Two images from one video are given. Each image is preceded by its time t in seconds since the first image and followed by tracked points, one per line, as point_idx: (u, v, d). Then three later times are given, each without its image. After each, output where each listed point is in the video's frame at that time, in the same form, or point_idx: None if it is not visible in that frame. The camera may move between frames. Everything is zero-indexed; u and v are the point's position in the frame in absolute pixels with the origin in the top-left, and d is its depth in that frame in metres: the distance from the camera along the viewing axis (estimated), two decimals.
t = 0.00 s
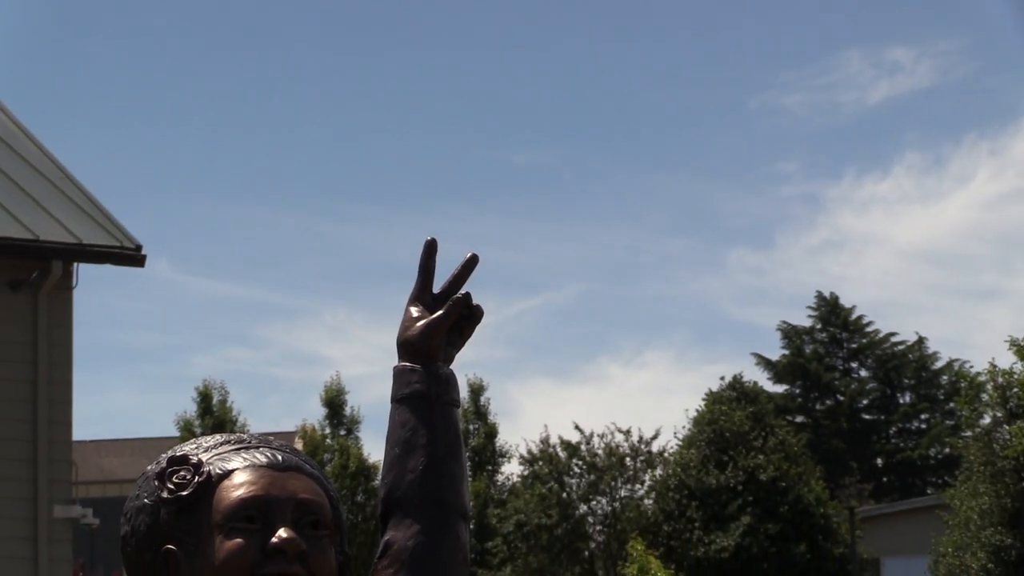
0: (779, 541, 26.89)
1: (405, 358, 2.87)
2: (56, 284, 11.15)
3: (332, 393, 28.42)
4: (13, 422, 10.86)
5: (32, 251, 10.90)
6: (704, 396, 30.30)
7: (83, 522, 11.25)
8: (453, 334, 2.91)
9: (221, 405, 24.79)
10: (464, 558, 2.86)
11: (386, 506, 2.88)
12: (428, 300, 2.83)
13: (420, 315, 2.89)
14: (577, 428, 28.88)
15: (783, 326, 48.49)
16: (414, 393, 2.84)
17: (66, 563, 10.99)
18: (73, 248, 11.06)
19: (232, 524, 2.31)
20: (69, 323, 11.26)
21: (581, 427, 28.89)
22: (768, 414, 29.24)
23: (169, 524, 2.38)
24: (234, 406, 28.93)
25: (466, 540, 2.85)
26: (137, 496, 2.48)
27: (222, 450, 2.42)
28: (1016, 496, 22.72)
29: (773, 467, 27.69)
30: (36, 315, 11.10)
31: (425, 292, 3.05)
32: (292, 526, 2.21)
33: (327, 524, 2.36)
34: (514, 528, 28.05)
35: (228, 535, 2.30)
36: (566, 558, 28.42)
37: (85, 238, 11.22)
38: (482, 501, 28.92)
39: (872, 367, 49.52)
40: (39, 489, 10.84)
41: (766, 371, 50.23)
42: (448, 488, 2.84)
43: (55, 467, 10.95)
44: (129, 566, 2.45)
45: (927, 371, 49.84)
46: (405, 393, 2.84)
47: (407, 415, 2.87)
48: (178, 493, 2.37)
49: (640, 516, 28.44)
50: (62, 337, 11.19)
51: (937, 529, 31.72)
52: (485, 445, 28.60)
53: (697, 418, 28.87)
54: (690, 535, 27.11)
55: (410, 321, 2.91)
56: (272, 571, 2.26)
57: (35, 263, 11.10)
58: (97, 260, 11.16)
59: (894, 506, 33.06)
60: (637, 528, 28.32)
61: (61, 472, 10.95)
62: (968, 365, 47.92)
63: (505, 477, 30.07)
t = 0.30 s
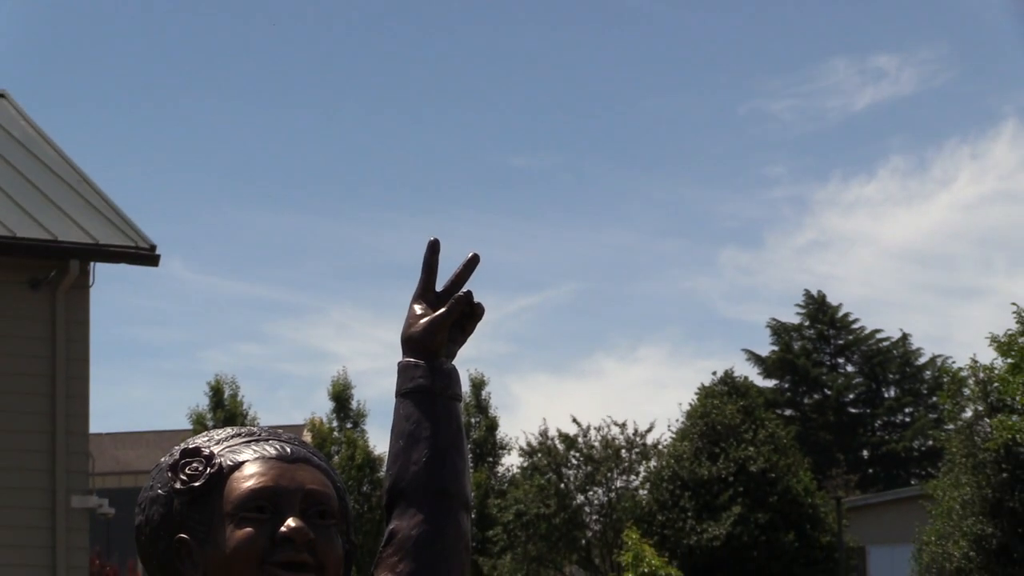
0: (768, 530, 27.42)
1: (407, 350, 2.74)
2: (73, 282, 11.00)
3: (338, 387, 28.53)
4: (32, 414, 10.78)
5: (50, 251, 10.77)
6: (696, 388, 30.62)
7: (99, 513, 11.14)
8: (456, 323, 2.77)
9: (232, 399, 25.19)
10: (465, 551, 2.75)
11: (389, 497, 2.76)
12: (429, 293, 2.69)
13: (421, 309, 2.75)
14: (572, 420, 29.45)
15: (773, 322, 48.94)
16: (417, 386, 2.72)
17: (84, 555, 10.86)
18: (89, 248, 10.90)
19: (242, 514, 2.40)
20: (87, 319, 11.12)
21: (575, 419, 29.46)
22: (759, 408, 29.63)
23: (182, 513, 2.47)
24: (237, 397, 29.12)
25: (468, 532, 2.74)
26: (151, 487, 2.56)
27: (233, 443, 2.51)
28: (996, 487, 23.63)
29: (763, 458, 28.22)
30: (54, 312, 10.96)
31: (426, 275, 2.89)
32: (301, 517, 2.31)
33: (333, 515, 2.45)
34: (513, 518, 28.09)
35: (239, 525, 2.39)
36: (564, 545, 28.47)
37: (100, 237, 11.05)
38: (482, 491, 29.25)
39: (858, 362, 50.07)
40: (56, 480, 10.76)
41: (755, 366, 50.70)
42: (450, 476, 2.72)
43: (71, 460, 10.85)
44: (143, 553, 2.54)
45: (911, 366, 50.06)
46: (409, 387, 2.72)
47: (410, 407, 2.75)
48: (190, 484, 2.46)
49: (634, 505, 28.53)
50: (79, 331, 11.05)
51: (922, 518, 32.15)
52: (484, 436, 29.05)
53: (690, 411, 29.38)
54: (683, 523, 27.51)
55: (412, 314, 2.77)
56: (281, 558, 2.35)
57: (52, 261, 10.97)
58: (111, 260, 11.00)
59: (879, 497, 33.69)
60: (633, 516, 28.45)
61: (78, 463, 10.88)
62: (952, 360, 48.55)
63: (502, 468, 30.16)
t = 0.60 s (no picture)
0: (758, 518, 28.27)
1: (410, 347, 2.79)
2: (89, 281, 10.95)
3: (344, 381, 28.61)
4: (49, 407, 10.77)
5: (64, 251, 10.78)
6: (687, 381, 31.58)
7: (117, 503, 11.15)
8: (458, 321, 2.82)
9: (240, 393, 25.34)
10: (467, 538, 2.80)
11: (393, 487, 2.82)
12: (431, 290, 2.74)
13: (424, 306, 2.79)
14: (571, 414, 30.06)
15: (763, 318, 49.40)
16: (419, 381, 2.77)
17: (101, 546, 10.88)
18: (105, 248, 10.88)
19: (251, 503, 2.49)
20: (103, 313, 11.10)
21: (574, 414, 30.06)
22: (749, 401, 30.55)
23: (193, 502, 2.56)
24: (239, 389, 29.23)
25: (469, 521, 2.79)
26: (163, 478, 2.66)
27: (243, 435, 2.60)
28: (978, 477, 23.37)
29: (752, 450, 29.01)
30: (70, 310, 10.92)
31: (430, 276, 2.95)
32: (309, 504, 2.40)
33: (339, 504, 2.55)
34: (512, 507, 28.42)
35: (248, 514, 2.49)
36: (561, 534, 28.71)
37: (116, 238, 11.04)
38: (480, 480, 29.40)
39: (845, 357, 50.61)
40: (72, 469, 10.76)
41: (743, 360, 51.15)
42: (451, 467, 2.78)
43: (87, 453, 10.83)
44: (156, 543, 2.63)
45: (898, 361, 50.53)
46: (411, 381, 2.77)
47: (413, 402, 2.81)
48: (201, 475, 2.55)
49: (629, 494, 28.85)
50: (96, 328, 11.00)
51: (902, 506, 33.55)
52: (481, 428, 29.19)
53: (683, 404, 30.06)
54: (676, 513, 28.08)
55: (415, 313, 2.82)
56: (289, 546, 2.45)
57: (68, 260, 10.93)
58: (127, 260, 10.98)
59: (865, 487, 34.23)
60: (628, 505, 28.65)
61: (94, 454, 10.86)
62: (935, 354, 48.99)
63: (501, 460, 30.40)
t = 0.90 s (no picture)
0: (748, 507, 29.53)
1: (412, 341, 2.69)
2: (104, 278, 12.08)
3: (351, 374, 28.71)
4: (68, 402, 11.88)
5: (82, 250, 11.84)
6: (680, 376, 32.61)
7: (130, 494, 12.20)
8: (460, 315, 2.75)
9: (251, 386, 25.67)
10: (469, 531, 2.70)
11: (396, 480, 2.72)
12: (436, 283, 2.67)
13: (426, 302, 2.71)
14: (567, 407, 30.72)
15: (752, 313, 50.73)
16: (421, 372, 2.67)
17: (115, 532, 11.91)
18: (119, 247, 11.93)
19: (260, 493, 2.58)
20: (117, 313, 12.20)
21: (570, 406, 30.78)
22: (739, 394, 31.96)
23: (204, 492, 2.66)
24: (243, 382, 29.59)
25: (471, 513, 2.70)
26: (175, 469, 2.75)
27: (252, 427, 2.70)
28: (960, 468, 25.66)
29: (742, 442, 30.39)
30: (85, 309, 12.04)
31: (427, 272, 2.87)
32: (316, 495, 2.50)
33: (346, 495, 2.64)
34: (511, 496, 28.55)
35: (257, 502, 2.58)
36: (560, 523, 29.08)
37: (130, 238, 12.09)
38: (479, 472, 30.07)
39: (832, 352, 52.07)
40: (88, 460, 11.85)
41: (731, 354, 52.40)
42: (454, 459, 2.69)
43: (102, 442, 11.93)
44: (168, 531, 2.73)
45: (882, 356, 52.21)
46: (414, 375, 2.68)
47: (415, 396, 2.71)
48: (212, 466, 2.65)
49: (624, 484, 29.80)
50: (109, 326, 12.12)
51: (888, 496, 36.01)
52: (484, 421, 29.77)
53: (676, 399, 31.47)
54: (670, 502, 29.44)
55: (417, 308, 2.74)
56: (298, 534, 2.54)
57: (84, 260, 12.02)
58: (139, 257, 12.00)
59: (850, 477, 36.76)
60: (626, 494, 29.72)
61: (109, 446, 11.95)
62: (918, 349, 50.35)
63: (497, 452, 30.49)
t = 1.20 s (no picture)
0: (738, 496, 29.77)
1: (412, 337, 2.76)
2: (117, 277, 12.30)
3: (355, 368, 28.87)
4: (82, 394, 12.14)
5: (96, 250, 12.07)
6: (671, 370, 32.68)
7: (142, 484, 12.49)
8: (459, 313, 2.82)
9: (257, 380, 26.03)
10: (470, 521, 2.76)
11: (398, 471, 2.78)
12: (437, 282, 2.75)
13: (428, 298, 2.79)
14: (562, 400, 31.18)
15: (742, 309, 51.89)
16: (422, 366, 2.74)
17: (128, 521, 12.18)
18: (131, 247, 12.13)
19: (268, 483, 2.68)
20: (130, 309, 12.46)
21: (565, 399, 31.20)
22: (729, 386, 31.94)
23: (214, 483, 2.75)
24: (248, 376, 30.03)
25: (471, 503, 2.75)
26: (186, 461, 2.85)
27: (259, 420, 2.79)
28: (943, 458, 26.58)
29: (733, 433, 30.60)
30: (100, 305, 12.26)
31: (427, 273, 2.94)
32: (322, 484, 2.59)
33: (351, 485, 2.73)
34: (509, 486, 28.92)
35: (265, 492, 2.67)
36: (557, 512, 29.19)
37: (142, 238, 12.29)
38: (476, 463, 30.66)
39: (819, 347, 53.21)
40: (102, 452, 12.12)
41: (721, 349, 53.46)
42: (455, 450, 2.74)
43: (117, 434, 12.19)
44: (180, 520, 2.83)
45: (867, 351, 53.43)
46: (414, 368, 2.75)
47: (417, 390, 2.78)
48: (221, 458, 2.74)
49: (619, 474, 30.22)
50: (124, 321, 12.37)
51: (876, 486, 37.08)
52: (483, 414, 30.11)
53: (668, 391, 31.55)
54: (662, 491, 29.59)
55: (418, 305, 2.81)
56: (304, 523, 2.64)
57: (98, 259, 12.26)
58: (151, 256, 12.20)
59: (837, 467, 38.14)
60: (620, 484, 30.09)
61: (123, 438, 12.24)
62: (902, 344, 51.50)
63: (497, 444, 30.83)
